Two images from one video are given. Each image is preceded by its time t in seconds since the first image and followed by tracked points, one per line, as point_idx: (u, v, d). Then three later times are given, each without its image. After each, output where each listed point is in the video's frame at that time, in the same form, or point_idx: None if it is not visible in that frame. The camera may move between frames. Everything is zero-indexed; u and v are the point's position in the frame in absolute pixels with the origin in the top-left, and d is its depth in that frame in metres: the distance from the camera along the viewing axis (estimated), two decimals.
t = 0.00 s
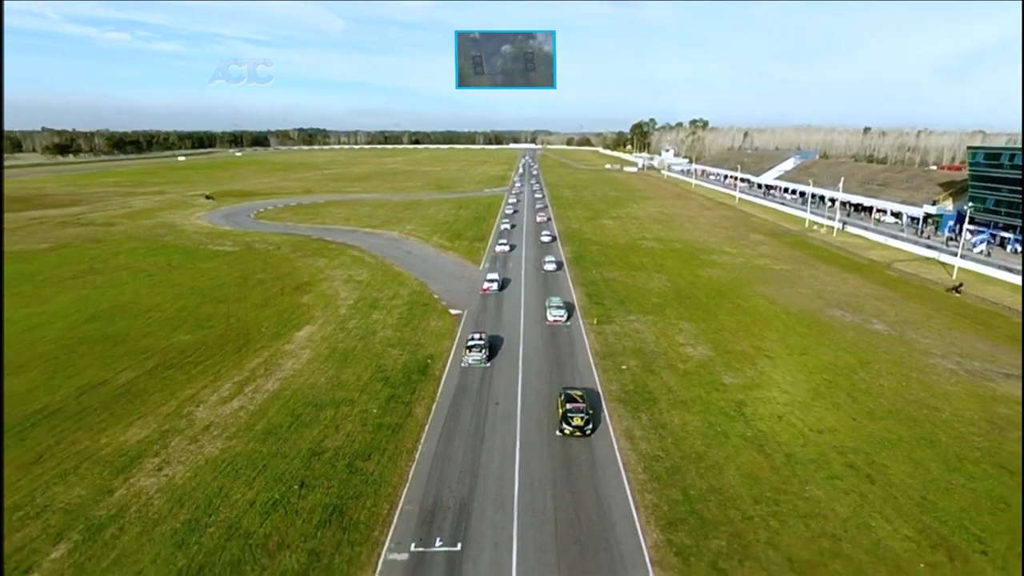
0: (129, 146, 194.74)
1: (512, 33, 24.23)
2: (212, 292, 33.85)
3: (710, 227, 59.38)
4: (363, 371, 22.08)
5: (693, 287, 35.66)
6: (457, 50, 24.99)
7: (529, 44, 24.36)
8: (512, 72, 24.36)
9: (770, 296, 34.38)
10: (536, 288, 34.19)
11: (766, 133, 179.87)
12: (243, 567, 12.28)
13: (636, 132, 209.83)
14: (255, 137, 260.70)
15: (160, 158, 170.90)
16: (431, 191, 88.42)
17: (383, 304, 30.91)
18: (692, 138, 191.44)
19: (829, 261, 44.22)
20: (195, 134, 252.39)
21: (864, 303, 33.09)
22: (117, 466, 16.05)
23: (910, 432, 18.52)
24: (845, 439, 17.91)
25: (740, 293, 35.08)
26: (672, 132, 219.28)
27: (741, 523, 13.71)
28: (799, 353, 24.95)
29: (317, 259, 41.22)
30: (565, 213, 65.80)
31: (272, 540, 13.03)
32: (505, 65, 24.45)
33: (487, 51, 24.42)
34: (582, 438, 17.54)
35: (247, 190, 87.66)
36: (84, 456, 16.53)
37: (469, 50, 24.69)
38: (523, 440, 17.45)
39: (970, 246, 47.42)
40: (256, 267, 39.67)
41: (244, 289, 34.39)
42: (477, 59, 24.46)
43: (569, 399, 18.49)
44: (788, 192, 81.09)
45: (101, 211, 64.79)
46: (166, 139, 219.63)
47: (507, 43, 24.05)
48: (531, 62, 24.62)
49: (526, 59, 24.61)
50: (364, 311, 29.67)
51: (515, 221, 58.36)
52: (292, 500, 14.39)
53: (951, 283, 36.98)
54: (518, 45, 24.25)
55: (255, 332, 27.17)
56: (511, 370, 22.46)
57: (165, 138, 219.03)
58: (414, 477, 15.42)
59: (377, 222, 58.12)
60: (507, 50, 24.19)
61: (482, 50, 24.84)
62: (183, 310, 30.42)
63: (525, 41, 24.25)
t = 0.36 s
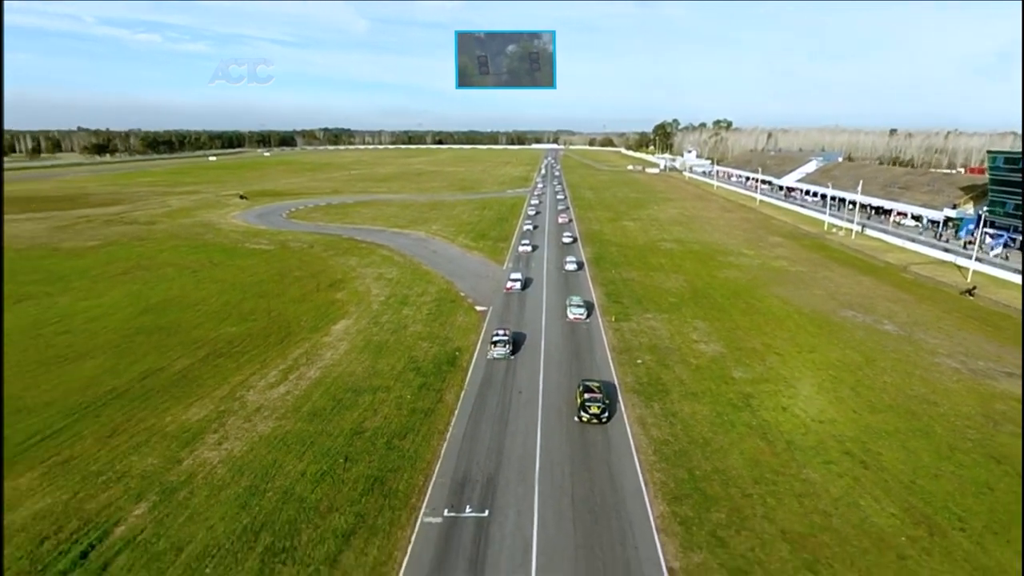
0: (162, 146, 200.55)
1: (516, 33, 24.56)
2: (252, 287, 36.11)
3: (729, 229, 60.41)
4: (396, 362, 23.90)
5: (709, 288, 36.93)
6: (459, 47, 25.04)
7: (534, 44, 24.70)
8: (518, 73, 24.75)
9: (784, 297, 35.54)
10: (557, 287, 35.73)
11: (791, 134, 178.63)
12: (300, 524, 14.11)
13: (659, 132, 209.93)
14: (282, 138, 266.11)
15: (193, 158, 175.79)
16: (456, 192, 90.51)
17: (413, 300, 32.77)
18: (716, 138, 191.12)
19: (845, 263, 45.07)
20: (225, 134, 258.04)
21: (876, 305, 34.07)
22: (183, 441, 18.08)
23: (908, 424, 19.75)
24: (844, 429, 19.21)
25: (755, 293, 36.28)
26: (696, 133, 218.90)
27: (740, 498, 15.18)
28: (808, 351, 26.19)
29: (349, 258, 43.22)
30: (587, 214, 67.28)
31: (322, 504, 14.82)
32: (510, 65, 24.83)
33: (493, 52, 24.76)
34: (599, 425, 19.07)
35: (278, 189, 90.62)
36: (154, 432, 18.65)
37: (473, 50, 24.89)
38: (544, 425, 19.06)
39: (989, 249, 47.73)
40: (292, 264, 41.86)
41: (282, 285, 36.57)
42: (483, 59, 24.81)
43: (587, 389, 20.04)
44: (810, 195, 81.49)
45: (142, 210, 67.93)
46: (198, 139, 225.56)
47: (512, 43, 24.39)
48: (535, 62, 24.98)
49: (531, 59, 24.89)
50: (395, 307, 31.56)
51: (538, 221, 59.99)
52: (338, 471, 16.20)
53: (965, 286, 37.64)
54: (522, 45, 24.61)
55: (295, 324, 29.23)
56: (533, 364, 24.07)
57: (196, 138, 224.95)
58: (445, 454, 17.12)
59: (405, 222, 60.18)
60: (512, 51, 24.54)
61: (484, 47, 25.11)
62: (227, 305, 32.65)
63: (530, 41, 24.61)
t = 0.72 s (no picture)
0: (188, 147, 205.77)
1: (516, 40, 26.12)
2: (285, 283, 38.59)
3: (741, 229, 61.97)
4: (422, 351, 26.06)
5: (717, 286, 38.68)
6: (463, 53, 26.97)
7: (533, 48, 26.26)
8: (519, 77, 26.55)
9: (788, 295, 37.16)
10: (571, 286, 37.58)
11: (808, 134, 178.28)
12: (343, 485, 16.27)
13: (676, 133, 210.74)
14: (303, 138, 270.99)
15: (217, 159, 180.20)
16: (474, 192, 92.88)
17: (435, 296, 34.94)
18: (732, 139, 191.60)
19: (851, 264, 46.48)
20: (247, 134, 263.48)
21: (877, 303, 35.57)
22: (236, 417, 20.38)
23: (892, 410, 21.41)
24: (831, 414, 20.94)
25: (760, 292, 37.96)
26: (713, 133, 219.22)
27: (729, 470, 17.05)
28: (805, 345, 27.89)
29: (373, 257, 45.52)
30: (602, 215, 69.18)
31: (361, 470, 16.95)
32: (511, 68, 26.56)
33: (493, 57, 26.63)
34: (607, 413, 20.75)
35: (302, 189, 93.65)
36: (209, 409, 21.02)
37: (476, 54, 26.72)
38: (556, 408, 21.05)
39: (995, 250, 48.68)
40: (320, 262, 44.28)
41: (313, 281, 38.98)
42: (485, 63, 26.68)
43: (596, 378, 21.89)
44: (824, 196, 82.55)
45: (175, 210, 71.12)
46: (222, 140, 230.89)
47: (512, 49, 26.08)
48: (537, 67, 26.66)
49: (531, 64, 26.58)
50: (419, 302, 33.75)
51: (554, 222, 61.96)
52: (374, 444, 18.35)
53: (965, 286, 38.86)
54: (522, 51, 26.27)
55: (327, 317, 31.59)
56: (547, 356, 25.96)
57: (220, 139, 230.29)
58: (467, 431, 19.17)
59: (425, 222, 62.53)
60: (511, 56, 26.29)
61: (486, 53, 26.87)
62: (263, 299, 35.12)
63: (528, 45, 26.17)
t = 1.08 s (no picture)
0: (199, 147, 209.80)
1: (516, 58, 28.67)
2: (307, 278, 41.53)
3: (737, 229, 64.62)
4: (437, 338, 28.89)
5: (709, 282, 41.38)
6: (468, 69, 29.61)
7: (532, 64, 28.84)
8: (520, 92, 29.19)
9: (776, 291, 39.82)
10: (573, 285, 40.21)
11: (810, 134, 180.18)
12: (374, 447, 19.08)
13: (680, 133, 213.07)
14: (312, 137, 274.58)
15: (228, 159, 183.52)
16: (481, 193, 95.81)
17: (447, 290, 37.77)
18: (736, 141, 193.52)
19: (839, 261, 49.04)
20: (256, 134, 267.41)
21: (858, 297, 38.15)
22: (277, 393, 23.25)
23: (856, 390, 24.00)
24: (801, 394, 23.59)
25: (750, 287, 40.62)
26: (716, 134, 221.37)
27: (706, 436, 19.77)
28: (786, 335, 30.54)
29: (386, 254, 48.28)
30: (604, 215, 71.93)
31: (389, 434, 19.80)
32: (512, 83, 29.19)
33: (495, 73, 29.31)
34: (603, 402, 22.53)
35: (315, 190, 96.80)
36: (252, 387, 23.90)
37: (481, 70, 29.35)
38: (558, 388, 23.78)
39: (978, 249, 50.98)
40: (338, 259, 47.15)
41: (333, 277, 41.88)
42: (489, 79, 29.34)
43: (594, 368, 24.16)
44: (820, 197, 85.03)
45: (195, 210, 74.27)
46: (232, 140, 234.92)
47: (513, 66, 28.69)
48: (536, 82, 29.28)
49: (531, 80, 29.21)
50: (432, 295, 36.57)
51: (558, 222, 64.70)
52: (399, 414, 21.18)
53: (943, 282, 41.20)
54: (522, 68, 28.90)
55: (348, 309, 34.46)
56: (550, 347, 28.28)
57: (230, 139, 234.36)
58: (480, 406, 21.92)
59: (435, 222, 65.41)
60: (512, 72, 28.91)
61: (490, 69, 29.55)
62: (289, 293, 38.07)
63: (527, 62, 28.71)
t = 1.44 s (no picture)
0: (214, 147, 213.95)
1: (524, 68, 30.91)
2: (330, 273, 44.31)
3: (739, 228, 66.83)
4: (452, 327, 31.48)
5: (708, 277, 43.72)
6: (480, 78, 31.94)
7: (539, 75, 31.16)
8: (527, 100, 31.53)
9: (771, 285, 42.09)
10: (580, 284, 41.66)
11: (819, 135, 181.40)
12: (399, 417, 21.70)
13: (689, 133, 214.71)
14: (324, 137, 278.34)
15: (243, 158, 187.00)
16: (492, 192, 98.47)
17: (461, 284, 40.34)
18: (744, 141, 194.79)
19: (835, 259, 51.18)
20: (270, 134, 271.57)
21: (848, 291, 40.35)
22: (310, 373, 25.93)
23: (835, 373, 26.33)
24: (784, 375, 25.98)
25: (747, 282, 42.92)
26: (725, 134, 222.70)
27: (693, 410, 22.25)
28: (776, 325, 32.88)
29: (402, 251, 50.91)
30: (610, 214, 74.31)
31: (413, 407, 22.41)
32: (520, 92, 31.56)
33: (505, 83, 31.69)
34: (604, 393, 23.90)
35: (331, 189, 99.75)
36: (287, 368, 26.61)
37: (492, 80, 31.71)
38: (563, 372, 25.92)
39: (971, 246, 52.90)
40: (357, 255, 49.86)
41: (353, 271, 44.60)
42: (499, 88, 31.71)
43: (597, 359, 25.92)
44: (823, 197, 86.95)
45: (217, 208, 77.34)
46: (246, 140, 239.01)
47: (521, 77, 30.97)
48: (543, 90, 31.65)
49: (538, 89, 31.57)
50: (447, 289, 39.17)
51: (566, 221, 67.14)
52: (421, 390, 23.79)
53: (931, 278, 43.24)
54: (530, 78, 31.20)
55: (369, 301, 37.16)
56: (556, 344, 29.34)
57: (245, 139, 238.56)
58: (492, 384, 24.48)
59: (447, 220, 68.00)
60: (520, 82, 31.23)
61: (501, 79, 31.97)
62: (313, 286, 40.85)
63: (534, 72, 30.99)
